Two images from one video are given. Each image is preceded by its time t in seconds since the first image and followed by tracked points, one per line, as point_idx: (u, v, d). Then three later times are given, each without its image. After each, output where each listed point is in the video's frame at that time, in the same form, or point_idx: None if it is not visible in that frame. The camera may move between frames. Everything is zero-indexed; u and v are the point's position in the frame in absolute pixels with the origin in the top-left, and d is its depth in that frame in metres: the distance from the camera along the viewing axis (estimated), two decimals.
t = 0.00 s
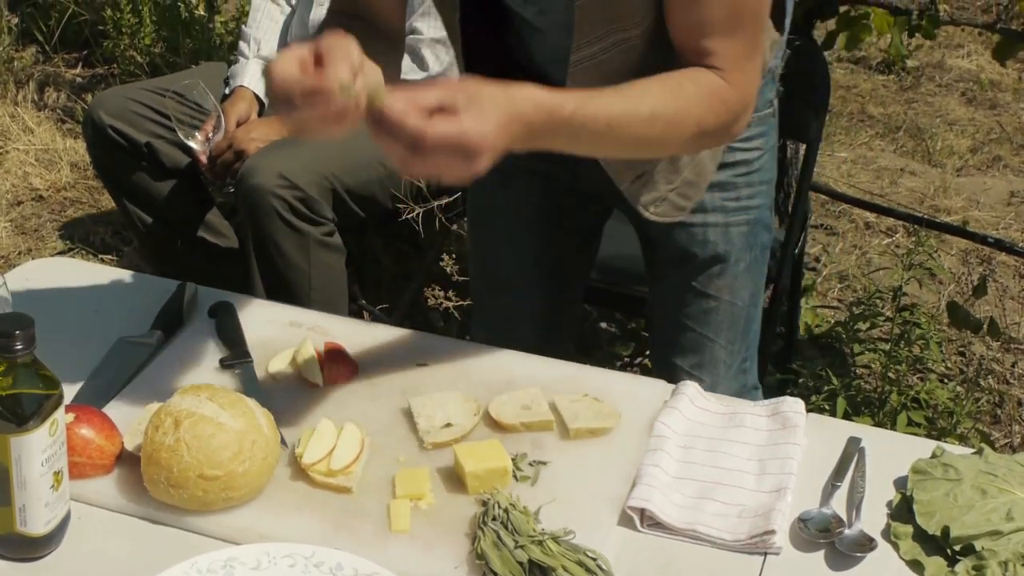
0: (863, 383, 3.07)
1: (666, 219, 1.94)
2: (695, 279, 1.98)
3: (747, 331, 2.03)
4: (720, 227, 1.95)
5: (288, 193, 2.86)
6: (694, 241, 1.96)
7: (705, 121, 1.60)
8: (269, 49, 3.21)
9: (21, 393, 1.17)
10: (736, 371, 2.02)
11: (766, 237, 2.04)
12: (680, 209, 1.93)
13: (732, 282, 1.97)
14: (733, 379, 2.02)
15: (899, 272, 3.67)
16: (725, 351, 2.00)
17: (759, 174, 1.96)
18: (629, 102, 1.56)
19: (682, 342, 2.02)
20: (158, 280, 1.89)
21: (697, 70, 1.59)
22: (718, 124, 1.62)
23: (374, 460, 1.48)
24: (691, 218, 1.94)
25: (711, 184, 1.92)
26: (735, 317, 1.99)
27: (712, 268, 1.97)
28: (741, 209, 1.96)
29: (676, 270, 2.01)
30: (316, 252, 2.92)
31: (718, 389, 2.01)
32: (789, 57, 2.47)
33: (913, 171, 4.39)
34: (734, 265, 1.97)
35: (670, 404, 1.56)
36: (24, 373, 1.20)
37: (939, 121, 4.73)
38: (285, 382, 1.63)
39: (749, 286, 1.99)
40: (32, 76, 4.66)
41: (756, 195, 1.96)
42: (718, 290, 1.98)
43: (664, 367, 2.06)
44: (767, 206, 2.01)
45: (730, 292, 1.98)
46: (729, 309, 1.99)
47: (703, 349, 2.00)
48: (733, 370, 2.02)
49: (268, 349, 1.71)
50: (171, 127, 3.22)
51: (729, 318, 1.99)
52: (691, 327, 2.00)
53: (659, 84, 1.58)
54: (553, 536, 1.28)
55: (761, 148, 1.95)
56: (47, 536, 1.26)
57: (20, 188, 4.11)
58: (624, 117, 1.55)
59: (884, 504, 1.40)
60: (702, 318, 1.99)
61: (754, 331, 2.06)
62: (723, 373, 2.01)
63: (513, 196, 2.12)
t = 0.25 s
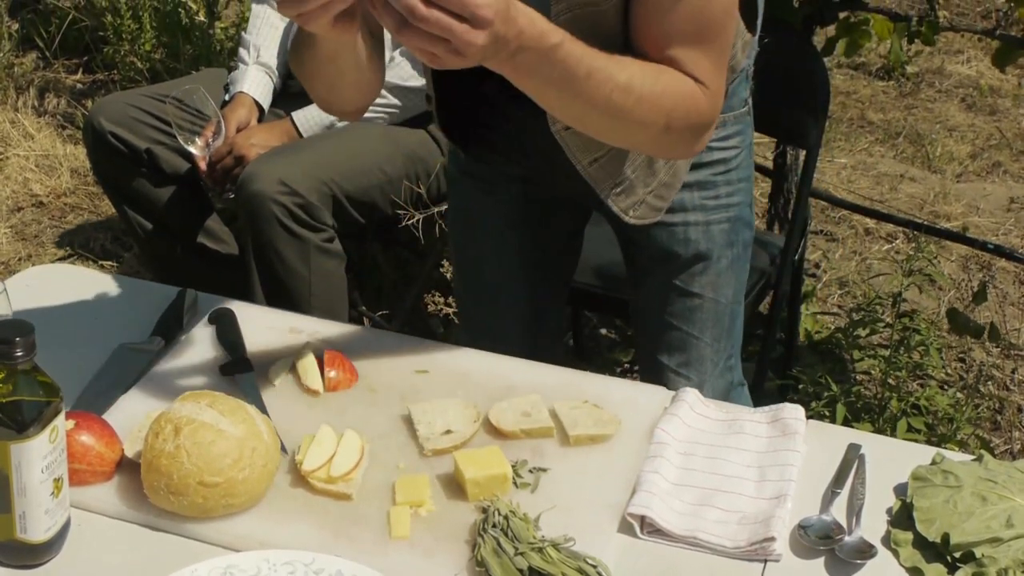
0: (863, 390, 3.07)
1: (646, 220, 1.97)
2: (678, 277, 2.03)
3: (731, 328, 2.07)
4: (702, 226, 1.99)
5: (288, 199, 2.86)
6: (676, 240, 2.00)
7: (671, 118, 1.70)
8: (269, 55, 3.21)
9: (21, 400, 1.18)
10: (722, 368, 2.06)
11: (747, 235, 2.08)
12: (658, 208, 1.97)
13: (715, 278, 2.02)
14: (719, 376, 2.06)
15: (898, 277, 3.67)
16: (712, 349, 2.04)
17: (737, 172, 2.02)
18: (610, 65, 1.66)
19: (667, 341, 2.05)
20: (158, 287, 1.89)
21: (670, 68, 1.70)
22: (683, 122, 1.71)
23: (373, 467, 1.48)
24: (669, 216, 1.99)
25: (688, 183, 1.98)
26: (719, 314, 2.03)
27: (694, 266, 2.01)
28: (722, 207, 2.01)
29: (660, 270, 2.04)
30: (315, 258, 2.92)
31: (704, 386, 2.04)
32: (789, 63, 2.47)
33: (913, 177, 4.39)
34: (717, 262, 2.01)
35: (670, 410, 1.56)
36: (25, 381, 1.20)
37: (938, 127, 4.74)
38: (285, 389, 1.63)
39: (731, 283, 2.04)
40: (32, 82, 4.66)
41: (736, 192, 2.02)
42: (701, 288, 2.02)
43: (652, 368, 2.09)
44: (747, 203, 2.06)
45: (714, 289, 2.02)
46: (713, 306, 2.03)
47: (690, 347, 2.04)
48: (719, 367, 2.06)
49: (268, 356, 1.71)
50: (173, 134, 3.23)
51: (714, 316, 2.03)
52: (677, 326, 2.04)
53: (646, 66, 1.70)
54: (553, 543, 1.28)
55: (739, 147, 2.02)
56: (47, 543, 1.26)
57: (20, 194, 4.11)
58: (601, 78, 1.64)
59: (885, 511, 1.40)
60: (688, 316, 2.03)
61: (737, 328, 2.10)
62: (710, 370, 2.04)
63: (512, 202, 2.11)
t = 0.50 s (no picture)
0: (863, 406, 3.07)
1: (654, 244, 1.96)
2: (672, 290, 2.02)
3: (725, 342, 2.07)
4: (694, 239, 1.99)
5: (288, 215, 2.88)
6: (669, 254, 1.99)
7: (669, 155, 1.68)
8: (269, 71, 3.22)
9: (22, 417, 1.18)
10: (716, 383, 2.07)
11: (739, 247, 2.08)
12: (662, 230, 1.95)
13: (708, 292, 2.02)
14: (714, 390, 2.06)
15: (898, 293, 3.67)
16: (706, 364, 2.04)
17: (728, 185, 2.02)
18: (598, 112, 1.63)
19: (661, 355, 2.06)
20: (159, 303, 1.89)
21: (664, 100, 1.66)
22: (679, 158, 1.70)
23: (373, 484, 1.48)
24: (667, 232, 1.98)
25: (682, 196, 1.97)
26: (713, 327, 2.04)
27: (687, 279, 2.01)
28: (714, 220, 2.00)
29: (654, 283, 2.04)
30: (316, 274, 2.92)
31: (699, 400, 2.05)
32: (788, 79, 2.48)
33: (913, 193, 4.41)
34: (710, 275, 2.01)
35: (670, 427, 1.56)
36: (25, 398, 1.20)
37: (938, 142, 4.75)
38: (285, 406, 1.63)
39: (725, 296, 2.04)
40: (33, 97, 4.68)
41: (728, 205, 2.02)
42: (695, 301, 2.02)
43: (647, 382, 2.11)
44: (739, 216, 2.06)
45: (707, 302, 2.02)
46: (707, 320, 2.03)
47: (684, 361, 2.05)
48: (714, 381, 2.06)
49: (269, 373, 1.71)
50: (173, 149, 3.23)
51: (708, 329, 2.03)
52: (671, 340, 2.04)
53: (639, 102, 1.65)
54: (553, 561, 1.30)
55: (729, 160, 2.01)
56: (47, 562, 1.26)
57: (20, 210, 4.13)
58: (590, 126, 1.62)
59: (885, 528, 1.40)
60: (682, 330, 2.03)
61: (731, 343, 2.10)
62: (704, 384, 2.05)
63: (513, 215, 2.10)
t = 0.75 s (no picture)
0: (864, 448, 3.06)
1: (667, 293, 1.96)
2: (672, 333, 2.03)
3: (725, 385, 2.08)
4: (696, 283, 1.98)
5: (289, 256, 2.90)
6: (671, 298, 1.99)
7: (682, 240, 1.63)
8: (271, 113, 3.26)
9: (23, 461, 1.18)
10: (717, 427, 2.07)
11: (740, 290, 2.08)
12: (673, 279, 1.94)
13: (708, 335, 2.02)
14: (714, 434, 2.07)
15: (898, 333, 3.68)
16: (707, 409, 2.05)
17: (731, 230, 2.01)
18: (598, 244, 1.55)
19: (662, 399, 2.07)
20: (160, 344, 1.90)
21: (655, 197, 1.61)
22: (691, 241, 1.65)
23: (374, 528, 1.48)
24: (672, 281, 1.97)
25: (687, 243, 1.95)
26: (713, 371, 2.04)
27: (687, 323, 2.02)
28: (715, 265, 2.00)
29: (654, 326, 2.05)
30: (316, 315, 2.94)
31: (700, 444, 2.05)
32: (787, 120, 2.51)
33: (912, 233, 4.43)
34: (710, 318, 2.02)
35: (671, 470, 1.56)
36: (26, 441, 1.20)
37: (937, 182, 4.78)
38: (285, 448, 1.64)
39: (725, 339, 2.05)
40: (36, 136, 4.71)
41: (729, 249, 2.01)
42: (695, 344, 2.03)
43: (648, 425, 2.11)
44: (740, 259, 2.05)
45: (707, 345, 2.03)
46: (707, 363, 2.04)
47: (685, 406, 2.06)
48: (714, 426, 2.07)
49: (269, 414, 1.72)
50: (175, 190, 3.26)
51: (708, 373, 2.04)
52: (671, 384, 2.06)
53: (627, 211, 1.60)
54: None
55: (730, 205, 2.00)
56: None
57: (22, 249, 4.15)
58: (596, 264, 1.53)
59: (885, 572, 1.40)
60: (683, 374, 2.05)
61: (731, 386, 2.11)
62: (705, 429, 2.06)
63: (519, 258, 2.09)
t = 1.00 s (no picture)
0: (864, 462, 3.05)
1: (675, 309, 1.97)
2: (677, 353, 2.03)
3: (729, 407, 2.10)
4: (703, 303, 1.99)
5: (289, 271, 2.91)
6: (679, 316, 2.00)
7: (680, 313, 1.63)
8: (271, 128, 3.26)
9: (23, 476, 1.18)
10: (720, 449, 2.07)
11: (746, 311, 2.09)
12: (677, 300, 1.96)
13: (714, 356, 2.03)
14: (717, 456, 2.06)
15: (898, 348, 3.68)
16: (711, 429, 2.05)
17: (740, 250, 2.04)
18: (587, 344, 1.58)
19: (666, 421, 2.06)
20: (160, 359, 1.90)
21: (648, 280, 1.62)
22: (693, 308, 1.64)
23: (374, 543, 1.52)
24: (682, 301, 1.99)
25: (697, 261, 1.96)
26: (718, 392, 2.06)
27: (694, 343, 2.02)
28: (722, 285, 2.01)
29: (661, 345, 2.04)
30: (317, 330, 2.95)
31: (704, 465, 2.04)
32: (786, 136, 2.52)
33: (912, 248, 4.44)
34: (716, 339, 2.03)
35: (670, 485, 1.56)
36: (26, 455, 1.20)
37: (937, 198, 4.79)
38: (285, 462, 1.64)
39: (730, 360, 2.07)
40: (37, 152, 4.72)
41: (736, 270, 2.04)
42: (701, 365, 2.03)
43: (650, 443, 2.09)
44: (746, 280, 2.08)
45: (713, 366, 2.04)
46: (713, 384, 2.05)
47: (689, 426, 2.05)
48: (718, 448, 2.07)
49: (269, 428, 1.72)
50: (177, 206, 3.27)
51: (713, 394, 2.05)
52: (676, 405, 2.05)
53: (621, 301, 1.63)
54: None
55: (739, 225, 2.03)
56: None
57: (23, 265, 4.16)
58: (584, 365, 1.57)
59: None
60: (689, 394, 2.05)
61: (734, 407, 2.13)
62: (709, 451, 2.05)
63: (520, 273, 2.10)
